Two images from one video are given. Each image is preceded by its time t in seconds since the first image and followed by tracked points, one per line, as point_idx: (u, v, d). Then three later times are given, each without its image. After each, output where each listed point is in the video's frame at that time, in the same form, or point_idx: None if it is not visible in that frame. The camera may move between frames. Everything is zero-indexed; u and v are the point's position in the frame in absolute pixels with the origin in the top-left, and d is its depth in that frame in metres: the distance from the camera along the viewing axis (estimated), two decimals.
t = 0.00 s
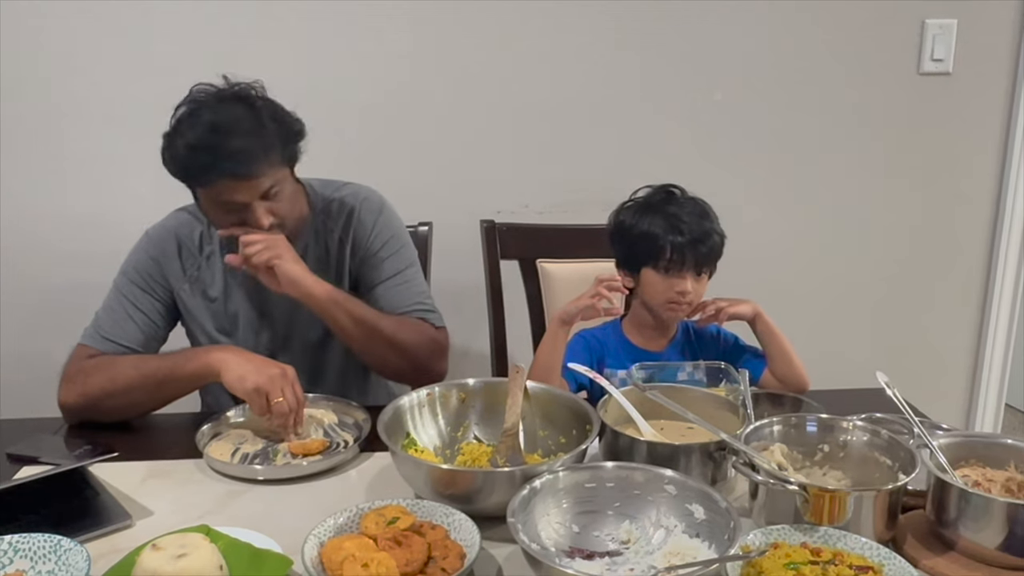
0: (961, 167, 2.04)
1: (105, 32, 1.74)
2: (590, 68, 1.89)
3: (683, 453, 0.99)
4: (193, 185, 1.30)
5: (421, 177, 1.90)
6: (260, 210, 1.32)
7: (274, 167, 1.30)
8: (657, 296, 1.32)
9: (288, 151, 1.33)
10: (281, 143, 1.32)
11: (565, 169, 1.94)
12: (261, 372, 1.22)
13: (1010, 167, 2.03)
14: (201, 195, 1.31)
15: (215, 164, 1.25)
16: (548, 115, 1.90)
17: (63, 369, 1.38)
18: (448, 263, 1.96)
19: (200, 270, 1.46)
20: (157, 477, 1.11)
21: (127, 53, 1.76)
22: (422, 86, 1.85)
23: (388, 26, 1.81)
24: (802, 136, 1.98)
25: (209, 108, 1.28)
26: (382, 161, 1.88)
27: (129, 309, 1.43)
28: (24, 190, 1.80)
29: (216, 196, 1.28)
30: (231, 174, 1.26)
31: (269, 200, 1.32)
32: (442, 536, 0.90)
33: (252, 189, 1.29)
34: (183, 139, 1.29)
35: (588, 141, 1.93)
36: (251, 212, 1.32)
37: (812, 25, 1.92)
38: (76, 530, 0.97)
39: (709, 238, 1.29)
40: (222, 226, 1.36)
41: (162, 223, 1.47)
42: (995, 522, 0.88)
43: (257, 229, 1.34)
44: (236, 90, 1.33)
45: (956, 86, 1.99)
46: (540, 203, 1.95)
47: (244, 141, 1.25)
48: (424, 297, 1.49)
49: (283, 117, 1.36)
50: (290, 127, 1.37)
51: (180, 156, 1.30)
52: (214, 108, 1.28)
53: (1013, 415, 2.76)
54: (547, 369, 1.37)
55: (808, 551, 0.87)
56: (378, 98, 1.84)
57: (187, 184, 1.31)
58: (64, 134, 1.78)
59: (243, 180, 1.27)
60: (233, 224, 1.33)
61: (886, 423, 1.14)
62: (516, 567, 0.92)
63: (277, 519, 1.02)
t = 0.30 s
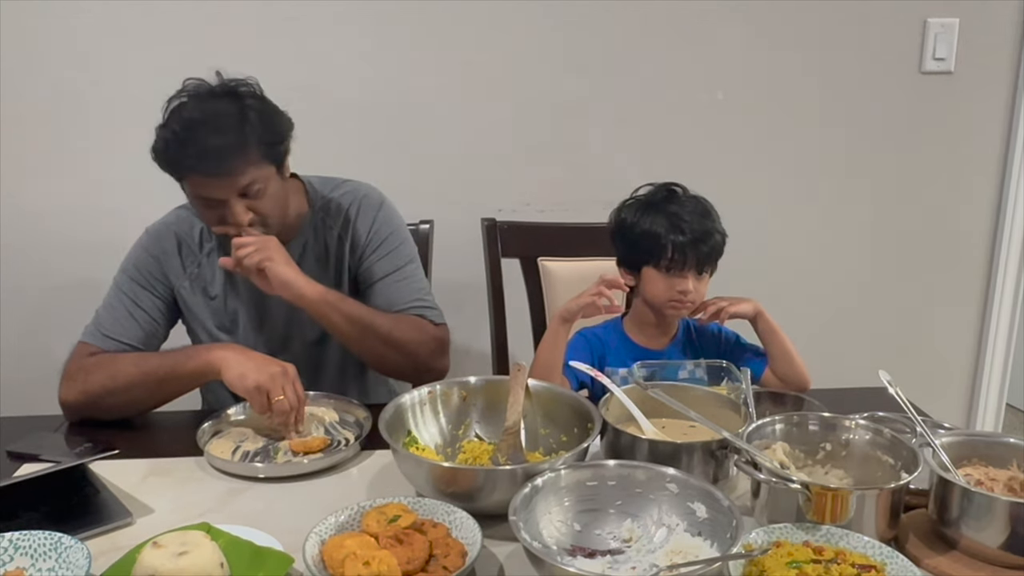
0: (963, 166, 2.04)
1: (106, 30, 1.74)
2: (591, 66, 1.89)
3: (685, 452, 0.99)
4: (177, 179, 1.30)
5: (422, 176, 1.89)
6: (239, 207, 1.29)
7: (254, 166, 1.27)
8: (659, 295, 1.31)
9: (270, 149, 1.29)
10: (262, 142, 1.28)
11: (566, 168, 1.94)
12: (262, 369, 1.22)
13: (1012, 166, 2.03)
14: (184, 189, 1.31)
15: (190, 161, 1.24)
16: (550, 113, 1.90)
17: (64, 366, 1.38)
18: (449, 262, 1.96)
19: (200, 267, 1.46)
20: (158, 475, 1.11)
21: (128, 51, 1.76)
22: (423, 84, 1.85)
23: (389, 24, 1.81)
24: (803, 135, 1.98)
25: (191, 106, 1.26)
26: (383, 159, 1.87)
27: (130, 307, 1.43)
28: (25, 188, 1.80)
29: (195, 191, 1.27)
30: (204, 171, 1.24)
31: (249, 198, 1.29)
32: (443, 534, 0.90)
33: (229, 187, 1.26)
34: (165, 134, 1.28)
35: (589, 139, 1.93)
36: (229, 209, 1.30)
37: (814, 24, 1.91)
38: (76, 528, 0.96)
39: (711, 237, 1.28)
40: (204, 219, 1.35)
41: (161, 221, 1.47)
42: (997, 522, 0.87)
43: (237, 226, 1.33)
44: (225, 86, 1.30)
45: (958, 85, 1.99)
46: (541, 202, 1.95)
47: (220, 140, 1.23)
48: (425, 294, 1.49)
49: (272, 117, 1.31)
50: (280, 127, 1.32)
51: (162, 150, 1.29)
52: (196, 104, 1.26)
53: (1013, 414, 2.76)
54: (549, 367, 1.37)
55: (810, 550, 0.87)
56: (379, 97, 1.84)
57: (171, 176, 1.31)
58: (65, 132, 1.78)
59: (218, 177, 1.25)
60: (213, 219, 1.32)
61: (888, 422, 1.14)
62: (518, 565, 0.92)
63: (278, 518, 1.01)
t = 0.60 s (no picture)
0: (964, 166, 2.04)
1: (106, 30, 1.74)
2: (591, 66, 1.89)
3: (686, 452, 0.99)
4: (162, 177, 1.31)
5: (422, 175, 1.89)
6: (215, 207, 1.28)
7: (231, 166, 1.25)
8: (660, 297, 1.32)
9: (247, 152, 1.27)
10: (241, 143, 1.27)
11: (567, 167, 1.94)
12: (262, 370, 1.24)
13: (1012, 166, 2.03)
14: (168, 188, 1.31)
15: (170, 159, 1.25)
16: (550, 113, 1.90)
17: (64, 365, 1.38)
18: (450, 261, 1.96)
19: (204, 268, 1.45)
20: (158, 474, 1.11)
21: (129, 51, 1.75)
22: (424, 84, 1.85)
23: (389, 24, 1.81)
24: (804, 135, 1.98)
25: (178, 104, 1.28)
26: (384, 159, 1.87)
27: (130, 306, 1.43)
28: (25, 188, 1.80)
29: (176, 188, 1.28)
30: (181, 168, 1.24)
31: (228, 199, 1.28)
32: (443, 534, 0.90)
33: (204, 185, 1.25)
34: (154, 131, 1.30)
35: (590, 138, 1.93)
36: (205, 208, 1.29)
37: (814, 24, 1.91)
38: (76, 528, 0.96)
39: (712, 239, 1.28)
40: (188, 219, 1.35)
41: (166, 220, 1.47)
42: (998, 522, 0.87)
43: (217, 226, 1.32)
44: (216, 87, 1.30)
45: (959, 85, 1.99)
46: (542, 202, 1.95)
47: (198, 137, 1.23)
48: (433, 297, 1.48)
49: (257, 120, 1.31)
50: (265, 130, 1.31)
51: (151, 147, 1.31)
52: (185, 102, 1.28)
53: (1013, 415, 2.77)
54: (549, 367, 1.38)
55: (810, 550, 0.87)
56: (380, 96, 1.84)
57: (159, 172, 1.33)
58: (65, 132, 1.78)
59: (194, 175, 1.24)
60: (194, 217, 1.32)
61: (889, 422, 1.13)
62: (518, 565, 0.92)
63: (277, 517, 1.01)
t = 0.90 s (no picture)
0: (965, 166, 2.04)
1: (107, 30, 1.74)
2: (592, 66, 1.89)
3: (686, 451, 0.99)
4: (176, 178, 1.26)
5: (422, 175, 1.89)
6: (236, 208, 1.25)
7: (252, 164, 1.22)
8: (653, 289, 1.31)
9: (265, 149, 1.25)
10: (261, 140, 1.24)
11: (567, 167, 1.93)
12: (262, 368, 1.22)
13: (1013, 166, 2.03)
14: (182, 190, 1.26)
15: (187, 158, 1.21)
16: (550, 113, 1.90)
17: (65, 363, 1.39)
18: (450, 261, 1.96)
19: (210, 270, 1.45)
20: (158, 473, 1.11)
21: (129, 50, 1.76)
22: (425, 84, 1.85)
23: (390, 23, 1.81)
24: (805, 135, 1.98)
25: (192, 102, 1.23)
26: (384, 159, 1.87)
27: (133, 305, 1.43)
28: (25, 188, 1.80)
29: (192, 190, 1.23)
30: (200, 167, 1.20)
31: (248, 200, 1.25)
32: (444, 532, 0.90)
33: (224, 185, 1.22)
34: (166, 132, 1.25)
35: (591, 138, 1.93)
36: (226, 210, 1.25)
37: (815, 24, 1.91)
38: (76, 526, 0.96)
39: (703, 231, 1.28)
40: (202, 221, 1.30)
41: (170, 220, 1.46)
42: (998, 522, 0.87)
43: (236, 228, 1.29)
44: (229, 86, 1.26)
45: (960, 85, 1.99)
46: (542, 201, 1.95)
47: (218, 134, 1.20)
48: (443, 305, 1.49)
49: (275, 114, 1.27)
50: (284, 127, 1.28)
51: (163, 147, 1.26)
52: (199, 99, 1.24)
53: (1014, 415, 2.77)
54: (548, 366, 1.37)
55: (811, 549, 0.87)
56: (381, 96, 1.84)
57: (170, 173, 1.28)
58: (66, 131, 1.78)
59: (215, 173, 1.20)
60: (212, 219, 1.29)
61: (889, 422, 1.13)
62: (518, 564, 0.92)
63: (277, 516, 1.01)
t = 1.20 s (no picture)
0: (965, 166, 2.04)
1: (109, 31, 1.74)
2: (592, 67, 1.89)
3: (686, 451, 0.99)
4: (238, 182, 1.31)
5: (423, 175, 1.89)
6: (302, 213, 1.32)
7: (321, 174, 1.29)
8: (651, 281, 1.31)
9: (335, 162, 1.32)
10: (331, 150, 1.31)
11: (567, 167, 1.94)
12: (248, 369, 1.17)
13: (1013, 166, 2.03)
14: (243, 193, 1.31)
15: (261, 163, 1.26)
16: (550, 113, 1.90)
17: (68, 361, 1.39)
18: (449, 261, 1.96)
19: (228, 272, 1.45)
20: (159, 472, 1.11)
21: (130, 51, 1.76)
22: (425, 84, 1.85)
23: (390, 24, 1.81)
24: (805, 135, 1.98)
25: (263, 106, 1.29)
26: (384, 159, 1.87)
27: (143, 306, 1.42)
28: (27, 189, 1.81)
29: (261, 195, 1.28)
30: (275, 171, 1.25)
31: (313, 207, 1.32)
32: (444, 532, 0.90)
33: (294, 191, 1.28)
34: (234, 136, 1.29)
35: (591, 138, 1.93)
36: (292, 214, 1.32)
37: (815, 24, 1.91)
38: (77, 526, 0.97)
39: (698, 220, 1.29)
40: (256, 224, 1.35)
41: (188, 222, 1.46)
42: (997, 521, 0.87)
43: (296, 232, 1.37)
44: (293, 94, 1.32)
45: (960, 85, 1.99)
46: (542, 201, 1.95)
47: (292, 140, 1.26)
48: (452, 304, 1.50)
49: (337, 125, 1.34)
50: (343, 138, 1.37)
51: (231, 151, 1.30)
52: (266, 105, 1.29)
53: (1014, 415, 2.77)
54: (548, 366, 1.37)
55: (811, 549, 0.87)
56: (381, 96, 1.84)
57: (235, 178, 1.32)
58: (67, 131, 1.78)
59: (287, 180, 1.26)
60: (273, 222, 1.34)
61: (889, 422, 1.13)
62: (518, 564, 0.92)
63: (277, 515, 1.01)
